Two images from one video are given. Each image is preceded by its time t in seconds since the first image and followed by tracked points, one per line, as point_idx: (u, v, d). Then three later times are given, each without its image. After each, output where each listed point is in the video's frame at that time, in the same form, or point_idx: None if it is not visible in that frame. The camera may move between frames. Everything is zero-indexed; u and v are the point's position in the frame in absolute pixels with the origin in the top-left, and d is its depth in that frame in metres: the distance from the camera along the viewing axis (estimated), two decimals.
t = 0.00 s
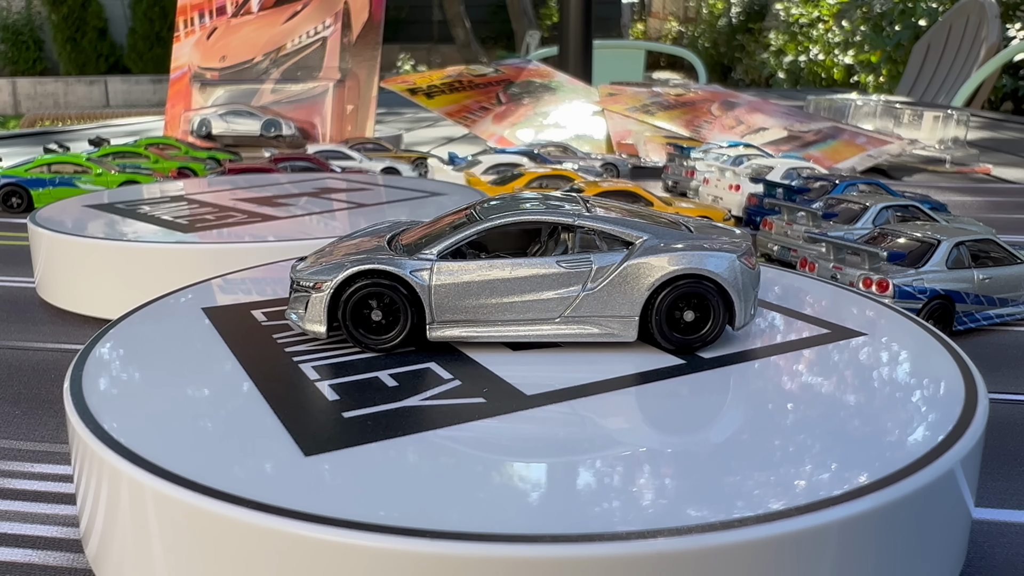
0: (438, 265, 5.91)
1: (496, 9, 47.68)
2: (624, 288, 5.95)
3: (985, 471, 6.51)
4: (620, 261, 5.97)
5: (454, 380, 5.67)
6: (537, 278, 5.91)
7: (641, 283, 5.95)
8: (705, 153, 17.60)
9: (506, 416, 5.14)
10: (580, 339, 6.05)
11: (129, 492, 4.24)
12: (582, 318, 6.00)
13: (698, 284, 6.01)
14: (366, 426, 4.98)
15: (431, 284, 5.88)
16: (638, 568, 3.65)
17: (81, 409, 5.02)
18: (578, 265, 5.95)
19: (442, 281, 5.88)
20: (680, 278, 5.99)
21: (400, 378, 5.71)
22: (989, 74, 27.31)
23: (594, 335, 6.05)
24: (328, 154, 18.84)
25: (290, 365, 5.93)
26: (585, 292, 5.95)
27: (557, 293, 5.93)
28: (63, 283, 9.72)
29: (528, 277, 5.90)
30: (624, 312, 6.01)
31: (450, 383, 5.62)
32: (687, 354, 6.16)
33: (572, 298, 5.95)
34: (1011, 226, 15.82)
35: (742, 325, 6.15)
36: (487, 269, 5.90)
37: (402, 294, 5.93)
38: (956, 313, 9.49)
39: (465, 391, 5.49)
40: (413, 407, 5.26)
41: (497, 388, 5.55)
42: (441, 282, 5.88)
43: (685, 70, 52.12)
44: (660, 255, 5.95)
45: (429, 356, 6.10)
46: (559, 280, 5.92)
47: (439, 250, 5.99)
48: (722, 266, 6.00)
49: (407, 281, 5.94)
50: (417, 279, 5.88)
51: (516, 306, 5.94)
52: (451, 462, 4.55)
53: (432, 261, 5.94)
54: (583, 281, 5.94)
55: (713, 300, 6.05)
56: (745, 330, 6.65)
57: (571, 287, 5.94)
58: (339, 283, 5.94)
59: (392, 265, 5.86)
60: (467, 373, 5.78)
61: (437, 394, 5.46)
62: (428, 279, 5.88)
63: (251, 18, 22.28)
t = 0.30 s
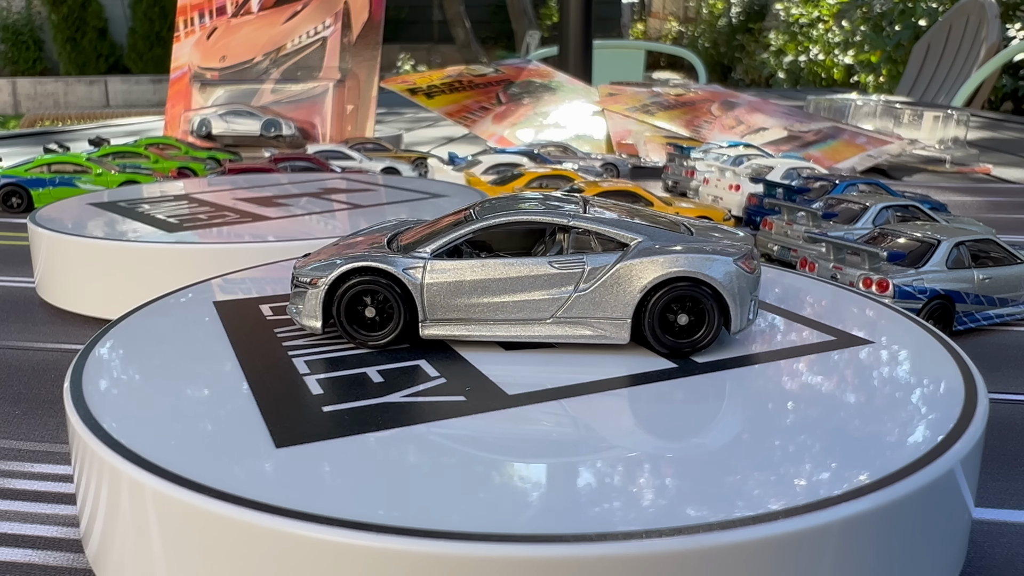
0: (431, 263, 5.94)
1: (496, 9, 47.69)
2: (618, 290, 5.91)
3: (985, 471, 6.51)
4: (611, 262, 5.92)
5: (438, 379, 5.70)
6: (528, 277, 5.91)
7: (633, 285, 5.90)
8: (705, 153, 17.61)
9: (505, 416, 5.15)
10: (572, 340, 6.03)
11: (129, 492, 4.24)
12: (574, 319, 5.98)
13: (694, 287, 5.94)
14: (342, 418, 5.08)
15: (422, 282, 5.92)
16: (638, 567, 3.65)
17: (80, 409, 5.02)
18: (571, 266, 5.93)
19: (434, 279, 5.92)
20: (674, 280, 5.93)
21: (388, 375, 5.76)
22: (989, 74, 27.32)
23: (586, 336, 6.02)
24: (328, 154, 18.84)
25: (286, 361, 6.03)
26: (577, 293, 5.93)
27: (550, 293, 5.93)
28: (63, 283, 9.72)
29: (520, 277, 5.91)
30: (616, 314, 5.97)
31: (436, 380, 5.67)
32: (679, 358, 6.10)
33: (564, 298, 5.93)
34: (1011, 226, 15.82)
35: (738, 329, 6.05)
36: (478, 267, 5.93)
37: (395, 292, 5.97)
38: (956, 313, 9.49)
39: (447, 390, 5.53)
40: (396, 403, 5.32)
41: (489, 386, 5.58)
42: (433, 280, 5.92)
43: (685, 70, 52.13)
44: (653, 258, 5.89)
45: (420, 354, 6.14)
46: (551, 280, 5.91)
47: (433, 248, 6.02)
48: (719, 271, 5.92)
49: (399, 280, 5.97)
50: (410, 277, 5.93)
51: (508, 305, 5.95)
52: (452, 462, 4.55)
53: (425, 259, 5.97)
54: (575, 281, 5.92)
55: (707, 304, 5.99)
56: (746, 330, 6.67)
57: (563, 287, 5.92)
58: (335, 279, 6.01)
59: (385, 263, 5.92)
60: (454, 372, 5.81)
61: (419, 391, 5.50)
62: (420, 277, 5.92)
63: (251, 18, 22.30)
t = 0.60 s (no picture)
0: (423, 261, 6.00)
1: (496, 9, 47.70)
2: (610, 292, 5.87)
3: (985, 471, 6.51)
4: (605, 263, 5.89)
5: (425, 376, 5.74)
6: (520, 277, 5.92)
7: (624, 287, 5.85)
8: (705, 153, 17.62)
9: (505, 415, 5.16)
10: (565, 341, 6.00)
11: (129, 492, 4.24)
12: (567, 321, 5.96)
13: (688, 291, 5.87)
14: (322, 412, 5.15)
15: (414, 279, 5.99)
16: (638, 567, 3.65)
17: (80, 409, 5.02)
18: (562, 267, 5.91)
19: (426, 277, 5.98)
20: (668, 283, 5.84)
21: (374, 372, 5.81)
22: (989, 74, 27.32)
23: (578, 337, 5.98)
24: (328, 154, 18.84)
25: (285, 356, 6.13)
26: (568, 294, 5.90)
27: (542, 292, 5.92)
28: (63, 283, 9.72)
29: (511, 277, 5.91)
30: (609, 316, 5.92)
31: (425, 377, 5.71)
32: (670, 363, 6.01)
33: (556, 299, 5.92)
34: (1011, 226, 15.82)
35: (732, 335, 5.97)
36: (471, 267, 5.95)
37: (388, 289, 6.05)
38: (956, 313, 9.49)
39: (431, 387, 5.56)
40: (377, 399, 5.37)
41: (487, 385, 5.59)
42: (425, 278, 5.98)
43: (685, 70, 52.13)
44: (644, 261, 5.84)
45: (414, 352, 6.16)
46: (543, 280, 5.90)
47: (427, 246, 6.08)
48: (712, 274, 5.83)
49: (391, 277, 6.05)
50: (402, 275, 6.00)
51: (501, 306, 5.96)
52: (453, 462, 4.54)
53: (418, 257, 6.03)
54: (566, 283, 5.90)
55: (700, 308, 5.90)
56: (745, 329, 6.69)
57: (554, 288, 5.91)
58: (331, 274, 6.15)
59: (377, 260, 6.01)
60: (442, 369, 5.85)
61: (403, 388, 5.55)
62: (412, 275, 5.98)
63: (251, 18, 22.30)
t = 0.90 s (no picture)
0: (417, 259, 6.04)
1: (496, 9, 47.71)
2: (602, 293, 5.82)
3: (985, 471, 6.51)
4: (596, 264, 5.84)
5: (411, 373, 5.77)
6: (511, 277, 5.92)
7: (614, 289, 5.79)
8: (705, 153, 17.63)
9: (504, 415, 5.16)
10: (557, 342, 5.98)
11: (129, 492, 4.24)
12: (559, 322, 5.94)
13: (683, 294, 5.77)
14: (303, 405, 5.25)
15: (407, 276, 6.03)
16: (640, 567, 3.66)
17: (80, 409, 5.02)
18: (553, 268, 5.89)
19: (419, 275, 6.02)
20: (659, 285, 5.76)
21: (363, 367, 5.88)
22: (989, 74, 27.33)
23: (569, 338, 5.95)
24: (328, 154, 18.84)
25: (280, 350, 6.25)
26: (560, 294, 5.88)
27: (533, 293, 5.91)
28: (63, 283, 9.72)
29: (502, 277, 5.92)
30: (600, 318, 5.87)
31: (417, 378, 5.69)
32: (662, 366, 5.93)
33: (547, 299, 5.90)
34: (1011, 226, 15.82)
35: (725, 340, 5.86)
36: (463, 266, 5.97)
37: (382, 283, 6.12)
38: (956, 313, 9.49)
39: (414, 383, 5.61)
40: (357, 393, 5.45)
41: (484, 386, 5.58)
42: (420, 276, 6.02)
43: (685, 70, 52.14)
44: (635, 263, 5.76)
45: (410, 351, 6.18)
46: (534, 280, 5.89)
47: (422, 245, 6.12)
48: (701, 277, 5.70)
49: (385, 273, 6.10)
50: (396, 271, 6.04)
51: (493, 305, 5.97)
52: (453, 462, 4.54)
53: (412, 255, 6.07)
54: (557, 283, 5.88)
55: (691, 312, 5.81)
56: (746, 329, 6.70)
57: (546, 288, 5.89)
58: (328, 271, 6.24)
59: (373, 257, 6.08)
60: (430, 366, 5.88)
61: (387, 383, 5.62)
62: (405, 273, 6.03)
63: (251, 18, 22.29)
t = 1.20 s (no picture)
0: (412, 257, 6.06)
1: (496, 9, 47.70)
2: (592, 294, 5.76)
3: (985, 471, 6.51)
4: (586, 265, 5.79)
5: (398, 369, 5.81)
6: (502, 277, 5.91)
7: (603, 291, 5.73)
8: (705, 153, 17.63)
9: (506, 414, 5.16)
10: (549, 342, 5.94)
11: (130, 492, 4.25)
12: (551, 321, 5.90)
13: (672, 298, 5.66)
14: (285, 397, 5.36)
15: (401, 274, 6.05)
16: (640, 567, 3.65)
17: (80, 409, 5.02)
18: (544, 268, 5.86)
19: (413, 272, 6.04)
20: (650, 286, 5.67)
21: (356, 363, 5.95)
22: (989, 74, 27.34)
23: (560, 339, 5.90)
24: (328, 154, 18.85)
25: (279, 342, 6.38)
26: (550, 295, 5.85)
27: (524, 293, 5.89)
28: (63, 283, 9.72)
29: (493, 277, 5.91)
30: (591, 319, 5.81)
31: (407, 380, 5.65)
32: (652, 370, 5.84)
33: (539, 299, 5.87)
34: (1011, 226, 15.83)
35: (716, 345, 5.73)
36: (456, 264, 5.99)
37: (376, 279, 6.15)
38: (956, 313, 9.49)
39: (398, 379, 5.66)
40: (340, 388, 5.51)
41: (484, 386, 5.58)
42: (413, 274, 6.03)
43: (685, 70, 52.15)
44: (624, 265, 5.69)
45: (408, 349, 6.19)
46: (525, 280, 5.87)
47: (418, 243, 6.15)
48: (689, 279, 5.58)
49: (379, 270, 6.12)
50: (389, 269, 6.07)
51: (485, 304, 5.96)
52: (453, 462, 4.53)
53: (407, 253, 6.09)
54: (547, 283, 5.85)
55: (680, 314, 5.69)
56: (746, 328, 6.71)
57: (537, 288, 5.86)
58: (326, 268, 6.30)
59: (368, 254, 6.11)
60: (419, 364, 5.92)
61: (372, 378, 5.68)
62: (399, 270, 6.05)
63: (251, 18, 22.30)
